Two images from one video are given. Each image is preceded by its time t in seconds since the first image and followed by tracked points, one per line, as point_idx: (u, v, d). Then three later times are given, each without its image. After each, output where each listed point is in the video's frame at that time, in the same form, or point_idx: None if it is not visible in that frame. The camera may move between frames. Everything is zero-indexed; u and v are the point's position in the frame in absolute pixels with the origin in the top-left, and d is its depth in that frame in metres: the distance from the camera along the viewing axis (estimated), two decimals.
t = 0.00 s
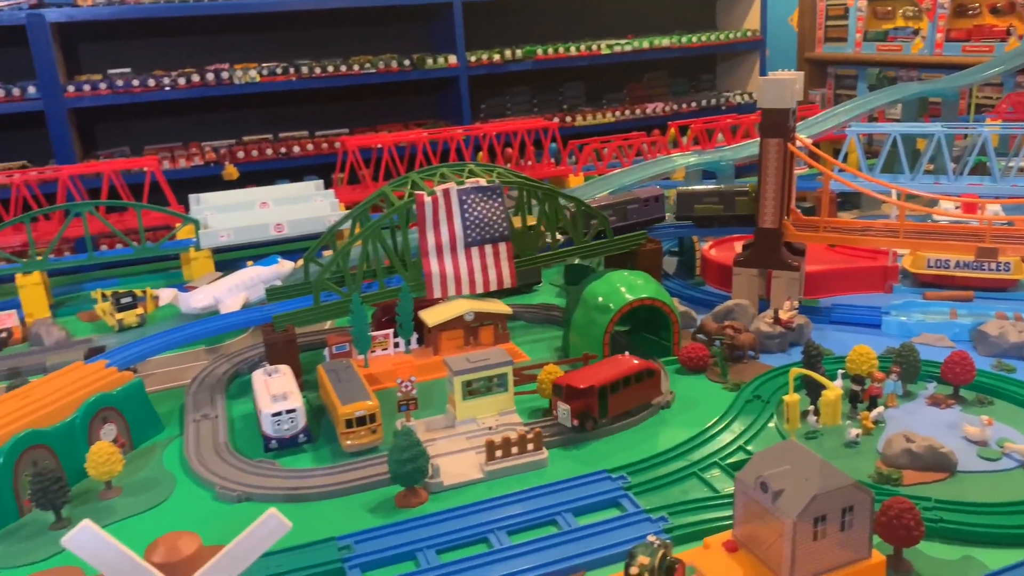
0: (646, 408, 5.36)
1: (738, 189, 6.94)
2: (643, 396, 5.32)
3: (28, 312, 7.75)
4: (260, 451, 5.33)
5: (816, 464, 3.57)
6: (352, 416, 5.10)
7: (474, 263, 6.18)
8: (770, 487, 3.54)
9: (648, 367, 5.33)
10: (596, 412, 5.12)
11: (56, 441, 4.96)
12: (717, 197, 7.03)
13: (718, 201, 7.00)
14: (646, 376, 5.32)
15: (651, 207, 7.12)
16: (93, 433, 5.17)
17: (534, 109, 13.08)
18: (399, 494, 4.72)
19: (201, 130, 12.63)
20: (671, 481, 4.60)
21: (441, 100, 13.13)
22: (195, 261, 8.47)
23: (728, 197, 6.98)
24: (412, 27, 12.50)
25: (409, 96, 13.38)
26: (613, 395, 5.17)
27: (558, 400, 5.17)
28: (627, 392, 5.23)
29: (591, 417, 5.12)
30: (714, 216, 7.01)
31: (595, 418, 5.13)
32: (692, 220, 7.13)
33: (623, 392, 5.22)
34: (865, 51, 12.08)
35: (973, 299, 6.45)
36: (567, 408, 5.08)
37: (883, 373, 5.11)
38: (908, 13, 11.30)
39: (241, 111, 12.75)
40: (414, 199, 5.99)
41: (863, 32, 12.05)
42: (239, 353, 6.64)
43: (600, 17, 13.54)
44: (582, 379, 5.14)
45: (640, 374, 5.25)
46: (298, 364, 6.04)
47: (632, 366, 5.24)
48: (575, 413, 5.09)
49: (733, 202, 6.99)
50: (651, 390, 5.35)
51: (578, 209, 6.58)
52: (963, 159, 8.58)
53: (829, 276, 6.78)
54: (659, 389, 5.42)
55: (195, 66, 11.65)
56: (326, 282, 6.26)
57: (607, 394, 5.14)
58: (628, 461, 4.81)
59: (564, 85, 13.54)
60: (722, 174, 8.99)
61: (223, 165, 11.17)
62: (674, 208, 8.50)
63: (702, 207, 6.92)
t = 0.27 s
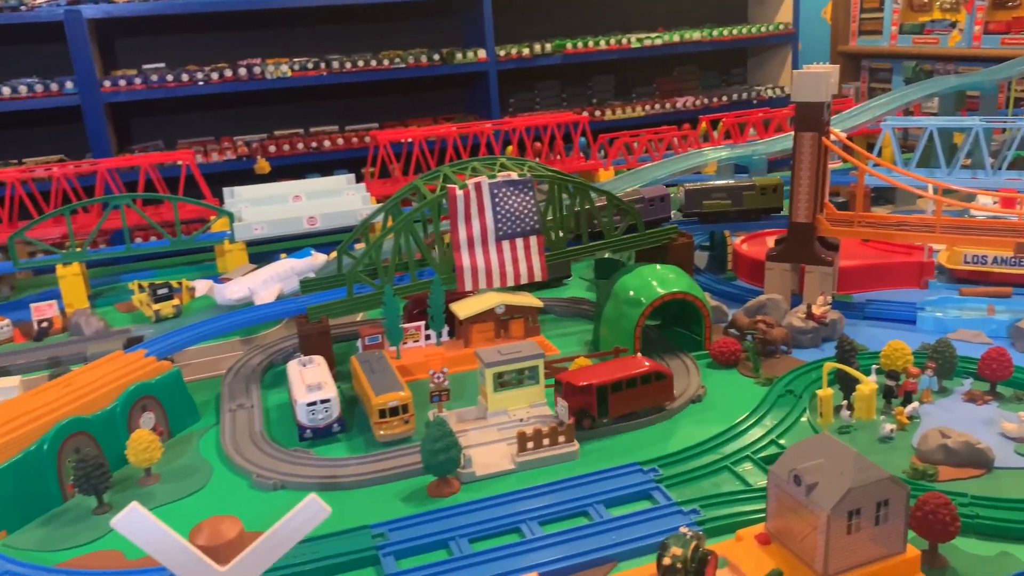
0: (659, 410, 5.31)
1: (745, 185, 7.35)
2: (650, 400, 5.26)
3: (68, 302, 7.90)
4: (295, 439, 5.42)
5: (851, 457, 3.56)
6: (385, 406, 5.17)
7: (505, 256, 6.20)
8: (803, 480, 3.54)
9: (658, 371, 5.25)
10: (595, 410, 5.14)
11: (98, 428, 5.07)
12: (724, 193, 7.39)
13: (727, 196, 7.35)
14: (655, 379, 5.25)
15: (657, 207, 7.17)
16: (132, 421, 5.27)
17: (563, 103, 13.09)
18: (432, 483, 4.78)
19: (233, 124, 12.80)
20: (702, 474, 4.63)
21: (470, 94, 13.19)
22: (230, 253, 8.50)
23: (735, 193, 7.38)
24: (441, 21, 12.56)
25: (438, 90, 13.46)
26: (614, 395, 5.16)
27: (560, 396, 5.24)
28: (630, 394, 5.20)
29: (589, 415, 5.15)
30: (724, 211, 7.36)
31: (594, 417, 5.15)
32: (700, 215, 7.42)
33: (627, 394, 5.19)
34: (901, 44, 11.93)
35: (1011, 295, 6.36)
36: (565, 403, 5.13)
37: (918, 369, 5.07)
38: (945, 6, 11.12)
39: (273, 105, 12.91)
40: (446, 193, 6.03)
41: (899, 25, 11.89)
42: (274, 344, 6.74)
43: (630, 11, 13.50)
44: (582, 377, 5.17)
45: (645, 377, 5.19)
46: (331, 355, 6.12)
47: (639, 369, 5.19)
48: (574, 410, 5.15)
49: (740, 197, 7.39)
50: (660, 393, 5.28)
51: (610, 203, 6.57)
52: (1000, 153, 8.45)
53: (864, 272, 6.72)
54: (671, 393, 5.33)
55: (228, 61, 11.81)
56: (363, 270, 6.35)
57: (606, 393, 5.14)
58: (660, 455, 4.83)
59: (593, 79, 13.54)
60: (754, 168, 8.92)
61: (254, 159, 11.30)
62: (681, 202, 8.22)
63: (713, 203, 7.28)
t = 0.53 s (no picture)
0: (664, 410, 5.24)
1: (753, 180, 7.34)
2: (654, 400, 5.18)
3: (107, 294, 8.05)
4: (332, 429, 5.51)
5: (890, 451, 3.55)
6: (420, 398, 5.23)
7: (537, 249, 6.21)
8: (841, 473, 3.54)
9: (663, 371, 5.16)
10: (595, 408, 5.08)
11: (140, 416, 5.17)
12: (733, 188, 7.34)
13: (734, 192, 7.29)
14: (660, 380, 5.17)
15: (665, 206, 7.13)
16: (173, 410, 5.37)
17: (592, 98, 13.07)
18: (466, 474, 4.83)
19: (265, 120, 12.96)
20: (736, 467, 4.63)
21: (499, 89, 13.23)
22: (264, 247, 8.65)
23: (743, 188, 7.34)
24: (470, 16, 12.62)
25: (467, 85, 13.51)
26: (615, 395, 5.09)
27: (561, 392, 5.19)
28: (632, 394, 5.12)
29: (588, 413, 5.09)
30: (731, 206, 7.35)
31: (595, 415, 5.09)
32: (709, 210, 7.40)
33: (630, 393, 5.11)
34: (937, 37, 11.76)
35: None
36: (565, 401, 5.08)
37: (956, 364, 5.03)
38: None
39: (304, 101, 13.04)
40: (479, 186, 6.06)
41: (935, 17, 11.72)
42: (309, 336, 6.84)
43: (660, 5, 13.43)
44: (585, 374, 5.11)
45: (650, 377, 5.11)
46: (366, 347, 6.20)
47: (642, 370, 5.10)
48: (575, 407, 5.09)
49: (748, 192, 7.37)
50: (664, 394, 5.19)
51: (642, 196, 6.56)
52: None
53: (900, 267, 6.64)
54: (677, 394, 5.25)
55: (260, 57, 11.95)
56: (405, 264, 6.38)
57: (609, 392, 5.08)
58: (693, 448, 4.84)
59: (622, 74, 13.53)
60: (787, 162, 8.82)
61: (286, 154, 11.43)
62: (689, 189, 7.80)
63: (721, 199, 7.25)
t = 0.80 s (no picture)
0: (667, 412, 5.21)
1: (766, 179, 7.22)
2: (659, 402, 5.14)
3: (142, 288, 8.18)
4: (364, 422, 5.58)
5: (927, 449, 3.54)
6: (452, 392, 5.28)
7: (568, 246, 6.22)
8: (877, 472, 3.53)
9: (672, 375, 5.11)
10: (598, 405, 5.07)
11: (177, 407, 5.27)
12: (745, 188, 7.20)
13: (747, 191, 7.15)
14: (667, 382, 5.13)
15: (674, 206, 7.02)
16: (209, 401, 5.47)
17: (618, 96, 13.06)
18: (498, 468, 4.87)
19: (294, 117, 13.10)
20: (769, 465, 4.64)
21: (526, 86, 13.26)
22: (296, 243, 8.76)
23: (756, 188, 7.21)
24: (497, 14, 12.66)
25: (495, 83, 13.57)
26: (619, 393, 5.06)
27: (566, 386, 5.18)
28: (637, 394, 5.08)
29: (591, 410, 5.08)
30: (744, 206, 7.20)
31: (596, 412, 5.08)
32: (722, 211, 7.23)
33: (635, 395, 5.08)
34: (971, 33, 11.61)
35: None
36: (569, 394, 5.07)
37: (992, 364, 5.00)
38: None
39: (332, 99, 13.16)
40: (510, 183, 6.08)
41: (969, 14, 11.58)
42: (340, 330, 6.93)
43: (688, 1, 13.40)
44: (592, 370, 5.09)
45: (656, 379, 5.07)
46: (397, 342, 6.26)
47: (650, 371, 5.06)
48: (579, 402, 5.09)
49: (761, 191, 7.22)
50: (669, 397, 5.15)
51: (674, 193, 6.55)
52: None
53: (933, 266, 6.58)
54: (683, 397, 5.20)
55: (288, 55, 12.07)
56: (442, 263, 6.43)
57: (613, 390, 5.05)
58: (725, 445, 4.86)
59: (649, 70, 13.52)
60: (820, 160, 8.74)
61: (314, 151, 11.53)
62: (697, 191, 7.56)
63: (735, 198, 7.12)
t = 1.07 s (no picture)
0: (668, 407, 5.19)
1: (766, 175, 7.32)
2: (657, 397, 5.15)
3: (171, 278, 8.27)
4: (393, 411, 5.63)
5: (962, 441, 3.52)
6: (480, 381, 5.31)
7: (595, 238, 6.24)
8: (910, 463, 3.52)
9: (669, 369, 5.10)
10: (595, 402, 5.08)
11: (210, 392, 5.35)
12: (747, 185, 7.26)
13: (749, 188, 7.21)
14: (665, 377, 5.13)
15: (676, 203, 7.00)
16: (240, 388, 5.54)
17: (641, 90, 13.03)
18: (526, 457, 4.90)
19: (317, 111, 13.19)
20: (798, 457, 4.65)
21: (549, 80, 13.27)
22: (323, 234, 8.87)
23: (756, 185, 7.29)
24: (520, 8, 12.67)
25: (518, 77, 13.58)
26: (616, 389, 5.07)
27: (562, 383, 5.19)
28: (634, 389, 5.10)
29: (588, 406, 5.08)
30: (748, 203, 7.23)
31: (594, 408, 5.10)
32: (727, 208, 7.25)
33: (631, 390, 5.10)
34: (1001, 27, 11.47)
35: None
36: (566, 391, 5.08)
37: None
38: None
39: (356, 92, 13.23)
40: (538, 174, 6.10)
41: (999, 8, 11.45)
42: (367, 320, 6.99)
43: None
44: (587, 367, 5.10)
45: (652, 374, 5.07)
46: (424, 332, 6.30)
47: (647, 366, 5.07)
48: (575, 398, 5.10)
49: (763, 188, 7.29)
50: (667, 391, 5.15)
51: (701, 186, 6.55)
52: None
53: (963, 261, 6.52)
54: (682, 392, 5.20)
55: (312, 48, 12.15)
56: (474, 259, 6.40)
57: (609, 385, 5.07)
58: (753, 437, 4.87)
59: (672, 65, 13.48)
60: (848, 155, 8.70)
61: (336, 145, 11.60)
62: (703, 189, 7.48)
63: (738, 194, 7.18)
